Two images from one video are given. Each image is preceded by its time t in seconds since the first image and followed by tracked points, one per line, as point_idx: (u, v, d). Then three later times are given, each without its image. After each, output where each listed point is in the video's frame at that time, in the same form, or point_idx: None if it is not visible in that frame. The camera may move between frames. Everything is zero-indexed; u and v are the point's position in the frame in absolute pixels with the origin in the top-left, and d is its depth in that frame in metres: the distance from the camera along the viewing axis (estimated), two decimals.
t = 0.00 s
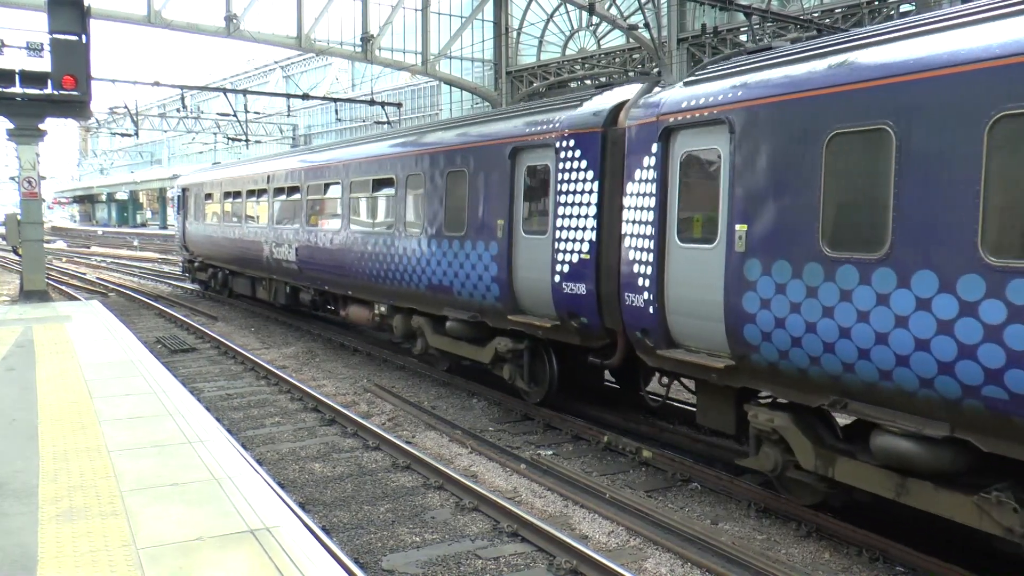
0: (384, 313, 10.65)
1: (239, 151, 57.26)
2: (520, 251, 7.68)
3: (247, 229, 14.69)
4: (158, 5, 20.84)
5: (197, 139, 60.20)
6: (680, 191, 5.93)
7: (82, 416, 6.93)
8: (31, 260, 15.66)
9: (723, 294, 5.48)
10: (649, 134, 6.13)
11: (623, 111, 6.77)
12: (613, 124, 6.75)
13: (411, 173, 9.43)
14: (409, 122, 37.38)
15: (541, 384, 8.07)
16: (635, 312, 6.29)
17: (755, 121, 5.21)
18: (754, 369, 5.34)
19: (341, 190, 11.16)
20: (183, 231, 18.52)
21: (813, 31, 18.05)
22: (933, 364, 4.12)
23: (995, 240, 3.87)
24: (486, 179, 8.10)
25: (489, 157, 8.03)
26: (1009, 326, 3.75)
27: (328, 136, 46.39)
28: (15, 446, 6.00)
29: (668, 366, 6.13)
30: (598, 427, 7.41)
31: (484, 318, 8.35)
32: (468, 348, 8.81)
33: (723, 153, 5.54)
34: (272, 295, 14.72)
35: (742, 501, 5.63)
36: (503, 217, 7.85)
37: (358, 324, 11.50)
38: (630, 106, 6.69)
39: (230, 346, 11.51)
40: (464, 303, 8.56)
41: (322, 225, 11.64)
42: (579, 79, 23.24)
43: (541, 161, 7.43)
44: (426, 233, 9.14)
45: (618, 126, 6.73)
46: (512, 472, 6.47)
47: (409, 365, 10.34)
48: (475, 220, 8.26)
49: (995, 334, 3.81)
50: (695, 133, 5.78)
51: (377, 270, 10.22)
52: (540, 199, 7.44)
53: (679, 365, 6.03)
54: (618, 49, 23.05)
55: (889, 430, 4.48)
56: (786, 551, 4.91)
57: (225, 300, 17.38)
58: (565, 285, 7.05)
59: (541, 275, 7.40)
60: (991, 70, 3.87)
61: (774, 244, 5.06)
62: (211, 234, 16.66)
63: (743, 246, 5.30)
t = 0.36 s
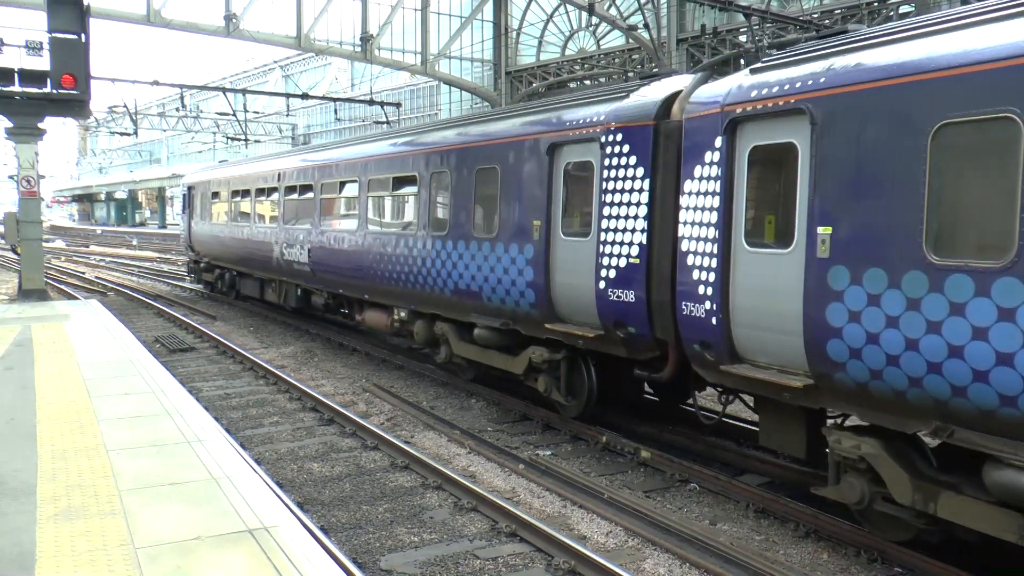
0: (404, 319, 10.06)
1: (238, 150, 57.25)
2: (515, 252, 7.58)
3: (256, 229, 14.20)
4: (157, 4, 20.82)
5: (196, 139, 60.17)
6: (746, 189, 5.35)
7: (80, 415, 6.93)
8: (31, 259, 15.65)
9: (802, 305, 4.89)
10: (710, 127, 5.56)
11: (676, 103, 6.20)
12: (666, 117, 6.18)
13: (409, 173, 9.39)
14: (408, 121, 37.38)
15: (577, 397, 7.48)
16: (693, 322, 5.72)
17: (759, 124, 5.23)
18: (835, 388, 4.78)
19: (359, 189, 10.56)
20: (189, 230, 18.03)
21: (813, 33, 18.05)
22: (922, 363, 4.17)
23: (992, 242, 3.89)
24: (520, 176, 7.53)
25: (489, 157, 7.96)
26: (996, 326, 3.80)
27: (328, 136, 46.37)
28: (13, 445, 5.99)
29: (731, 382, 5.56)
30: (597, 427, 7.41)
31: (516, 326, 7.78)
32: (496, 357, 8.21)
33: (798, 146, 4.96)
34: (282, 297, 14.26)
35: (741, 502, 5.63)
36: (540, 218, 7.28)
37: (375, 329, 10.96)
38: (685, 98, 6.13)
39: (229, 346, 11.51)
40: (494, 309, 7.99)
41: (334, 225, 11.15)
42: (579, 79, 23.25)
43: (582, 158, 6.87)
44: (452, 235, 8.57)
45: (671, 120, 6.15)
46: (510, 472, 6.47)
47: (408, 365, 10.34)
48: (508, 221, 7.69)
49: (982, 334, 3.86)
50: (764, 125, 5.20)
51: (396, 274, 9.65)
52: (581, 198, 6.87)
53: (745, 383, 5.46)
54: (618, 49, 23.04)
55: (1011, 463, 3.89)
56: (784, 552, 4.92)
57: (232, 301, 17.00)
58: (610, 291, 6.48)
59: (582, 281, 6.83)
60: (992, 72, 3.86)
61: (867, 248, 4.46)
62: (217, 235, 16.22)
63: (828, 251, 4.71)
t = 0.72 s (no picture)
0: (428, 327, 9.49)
1: (237, 151, 57.27)
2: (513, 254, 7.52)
3: (265, 230, 13.72)
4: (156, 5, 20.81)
5: (194, 139, 60.16)
6: (829, 185, 4.70)
7: (79, 416, 6.92)
8: (30, 259, 15.63)
9: (900, 320, 4.24)
10: (782, 116, 4.93)
11: (738, 91, 5.58)
12: (727, 108, 5.55)
13: (409, 175, 9.36)
14: (407, 122, 37.40)
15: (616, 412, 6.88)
16: (763, 335, 5.09)
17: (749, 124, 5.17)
18: (938, 414, 4.14)
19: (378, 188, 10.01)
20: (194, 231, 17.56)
21: (811, 33, 18.07)
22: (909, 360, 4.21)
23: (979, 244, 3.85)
24: (558, 175, 6.94)
25: (492, 156, 7.86)
26: (984, 325, 3.79)
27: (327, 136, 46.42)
28: (11, 446, 5.97)
29: (810, 404, 4.93)
30: (596, 428, 7.41)
31: (553, 335, 7.19)
32: (530, 369, 7.62)
33: (894, 138, 4.31)
34: (290, 300, 13.74)
35: (740, 502, 5.63)
36: (582, 219, 6.68)
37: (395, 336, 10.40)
38: (749, 86, 5.49)
39: (227, 346, 11.50)
40: (528, 317, 7.39)
41: (347, 227, 10.74)
42: (577, 79, 23.27)
43: (630, 154, 6.25)
44: (482, 237, 8.00)
45: (733, 109, 5.51)
46: (508, 473, 6.47)
47: (406, 366, 10.34)
48: (544, 223, 7.10)
49: (969, 334, 3.87)
50: (849, 114, 4.55)
51: (420, 278, 9.08)
52: (629, 197, 6.26)
53: (828, 405, 4.82)
54: (616, 50, 23.05)
55: None
56: (782, 552, 4.92)
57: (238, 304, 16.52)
58: (663, 300, 5.87)
59: (632, 290, 6.22)
60: (989, 74, 3.81)
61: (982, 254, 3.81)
62: (224, 235, 15.75)
63: (933, 258, 4.05)
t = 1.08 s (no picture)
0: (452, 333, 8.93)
1: (235, 151, 57.26)
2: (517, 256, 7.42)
3: (276, 231, 13.24)
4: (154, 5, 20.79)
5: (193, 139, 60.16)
6: (931, 184, 4.19)
7: (77, 416, 6.93)
8: (28, 260, 15.63)
9: None
10: (873, 107, 4.43)
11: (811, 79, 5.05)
12: (800, 97, 5.02)
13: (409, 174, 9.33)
14: (405, 122, 37.40)
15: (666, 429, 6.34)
16: (848, 351, 4.58)
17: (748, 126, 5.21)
18: None
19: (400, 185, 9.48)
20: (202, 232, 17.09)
21: (809, 34, 18.07)
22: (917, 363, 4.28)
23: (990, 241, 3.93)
24: (601, 173, 6.40)
25: (494, 156, 7.74)
26: None
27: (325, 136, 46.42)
28: (10, 446, 5.97)
29: (902, 428, 4.41)
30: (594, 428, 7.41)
31: (595, 346, 6.65)
32: (567, 381, 7.07)
33: None
34: (301, 303, 13.26)
35: (738, 502, 5.64)
36: (632, 220, 6.12)
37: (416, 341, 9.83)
38: (825, 73, 4.94)
39: (226, 346, 11.50)
40: (568, 326, 6.84)
41: (360, 227, 10.32)
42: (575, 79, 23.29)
43: (687, 148, 5.71)
44: (515, 240, 7.44)
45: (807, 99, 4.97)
46: (507, 473, 6.47)
47: (404, 366, 10.35)
48: (587, 224, 6.54)
49: None
50: (961, 102, 4.03)
51: (446, 283, 8.51)
52: (686, 196, 5.73)
53: (926, 431, 4.29)
54: (615, 50, 23.04)
55: None
56: (780, 552, 4.92)
57: (245, 307, 16.05)
58: (727, 309, 5.35)
59: (690, 299, 5.69)
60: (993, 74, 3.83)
61: None
62: (231, 236, 15.29)
63: None
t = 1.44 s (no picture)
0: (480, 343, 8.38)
1: (233, 151, 57.26)
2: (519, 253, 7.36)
3: (287, 232, 12.72)
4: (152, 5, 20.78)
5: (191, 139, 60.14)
6: None
7: (76, 416, 6.93)
8: (25, 260, 15.61)
9: None
10: (992, 92, 3.98)
11: (902, 62, 4.55)
12: (891, 82, 4.52)
13: (408, 174, 9.28)
14: (403, 122, 37.41)
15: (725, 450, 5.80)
16: (960, 371, 4.15)
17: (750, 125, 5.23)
18: None
19: (424, 183, 8.92)
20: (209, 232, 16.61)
21: (808, 34, 18.09)
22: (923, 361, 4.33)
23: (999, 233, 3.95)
24: (656, 169, 5.87)
25: (530, 153, 7.22)
26: None
27: (324, 137, 46.43)
28: (8, 446, 5.97)
29: None
30: (593, 428, 7.41)
31: (646, 357, 6.14)
32: (614, 395, 6.52)
33: None
34: (314, 307, 12.76)
35: (736, 502, 5.64)
36: (692, 220, 5.61)
37: (440, 350, 9.29)
38: (918, 55, 4.48)
39: (224, 346, 11.50)
40: (616, 335, 6.32)
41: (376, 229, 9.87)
42: (573, 80, 23.29)
43: (756, 142, 5.22)
44: (555, 242, 6.91)
45: (899, 84, 4.48)
46: (505, 473, 6.47)
47: (403, 366, 10.35)
48: (638, 225, 6.03)
49: None
50: None
51: (476, 287, 7.97)
52: (755, 194, 5.24)
53: None
54: (613, 51, 23.05)
55: None
56: (778, 552, 4.92)
57: (254, 311, 15.56)
58: (805, 320, 4.87)
59: (760, 310, 5.20)
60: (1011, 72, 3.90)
61: None
62: (239, 237, 14.78)
63: None
